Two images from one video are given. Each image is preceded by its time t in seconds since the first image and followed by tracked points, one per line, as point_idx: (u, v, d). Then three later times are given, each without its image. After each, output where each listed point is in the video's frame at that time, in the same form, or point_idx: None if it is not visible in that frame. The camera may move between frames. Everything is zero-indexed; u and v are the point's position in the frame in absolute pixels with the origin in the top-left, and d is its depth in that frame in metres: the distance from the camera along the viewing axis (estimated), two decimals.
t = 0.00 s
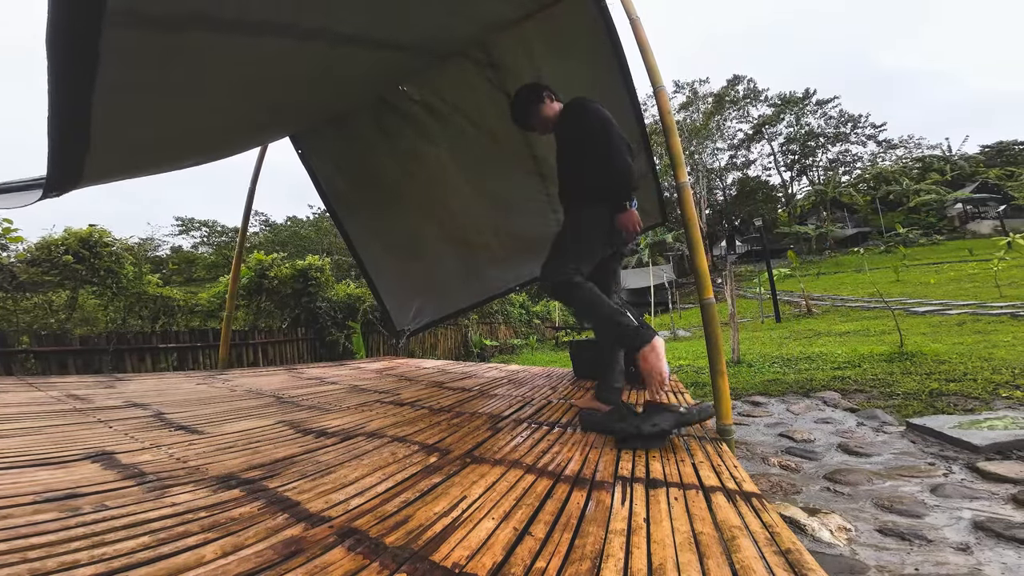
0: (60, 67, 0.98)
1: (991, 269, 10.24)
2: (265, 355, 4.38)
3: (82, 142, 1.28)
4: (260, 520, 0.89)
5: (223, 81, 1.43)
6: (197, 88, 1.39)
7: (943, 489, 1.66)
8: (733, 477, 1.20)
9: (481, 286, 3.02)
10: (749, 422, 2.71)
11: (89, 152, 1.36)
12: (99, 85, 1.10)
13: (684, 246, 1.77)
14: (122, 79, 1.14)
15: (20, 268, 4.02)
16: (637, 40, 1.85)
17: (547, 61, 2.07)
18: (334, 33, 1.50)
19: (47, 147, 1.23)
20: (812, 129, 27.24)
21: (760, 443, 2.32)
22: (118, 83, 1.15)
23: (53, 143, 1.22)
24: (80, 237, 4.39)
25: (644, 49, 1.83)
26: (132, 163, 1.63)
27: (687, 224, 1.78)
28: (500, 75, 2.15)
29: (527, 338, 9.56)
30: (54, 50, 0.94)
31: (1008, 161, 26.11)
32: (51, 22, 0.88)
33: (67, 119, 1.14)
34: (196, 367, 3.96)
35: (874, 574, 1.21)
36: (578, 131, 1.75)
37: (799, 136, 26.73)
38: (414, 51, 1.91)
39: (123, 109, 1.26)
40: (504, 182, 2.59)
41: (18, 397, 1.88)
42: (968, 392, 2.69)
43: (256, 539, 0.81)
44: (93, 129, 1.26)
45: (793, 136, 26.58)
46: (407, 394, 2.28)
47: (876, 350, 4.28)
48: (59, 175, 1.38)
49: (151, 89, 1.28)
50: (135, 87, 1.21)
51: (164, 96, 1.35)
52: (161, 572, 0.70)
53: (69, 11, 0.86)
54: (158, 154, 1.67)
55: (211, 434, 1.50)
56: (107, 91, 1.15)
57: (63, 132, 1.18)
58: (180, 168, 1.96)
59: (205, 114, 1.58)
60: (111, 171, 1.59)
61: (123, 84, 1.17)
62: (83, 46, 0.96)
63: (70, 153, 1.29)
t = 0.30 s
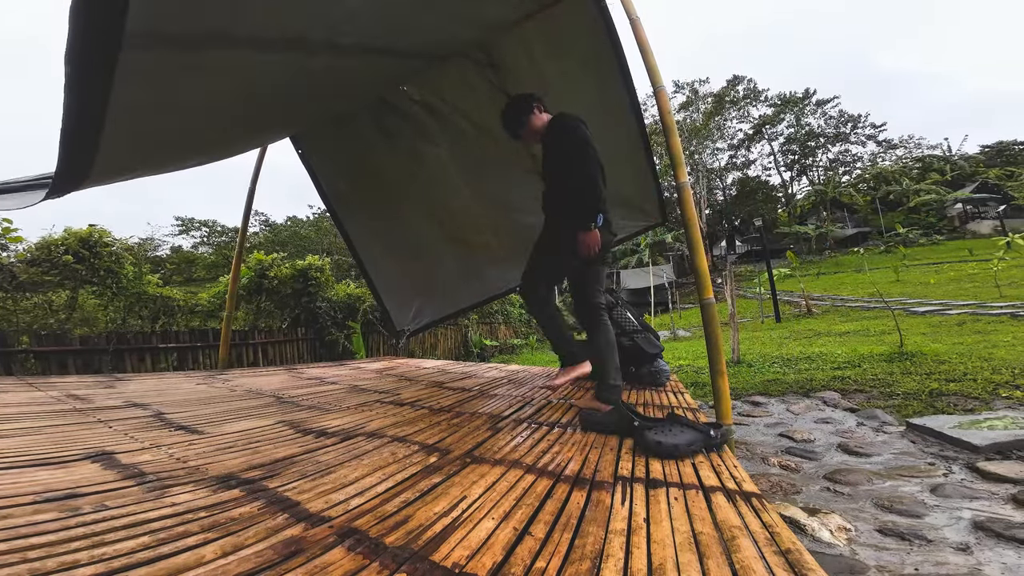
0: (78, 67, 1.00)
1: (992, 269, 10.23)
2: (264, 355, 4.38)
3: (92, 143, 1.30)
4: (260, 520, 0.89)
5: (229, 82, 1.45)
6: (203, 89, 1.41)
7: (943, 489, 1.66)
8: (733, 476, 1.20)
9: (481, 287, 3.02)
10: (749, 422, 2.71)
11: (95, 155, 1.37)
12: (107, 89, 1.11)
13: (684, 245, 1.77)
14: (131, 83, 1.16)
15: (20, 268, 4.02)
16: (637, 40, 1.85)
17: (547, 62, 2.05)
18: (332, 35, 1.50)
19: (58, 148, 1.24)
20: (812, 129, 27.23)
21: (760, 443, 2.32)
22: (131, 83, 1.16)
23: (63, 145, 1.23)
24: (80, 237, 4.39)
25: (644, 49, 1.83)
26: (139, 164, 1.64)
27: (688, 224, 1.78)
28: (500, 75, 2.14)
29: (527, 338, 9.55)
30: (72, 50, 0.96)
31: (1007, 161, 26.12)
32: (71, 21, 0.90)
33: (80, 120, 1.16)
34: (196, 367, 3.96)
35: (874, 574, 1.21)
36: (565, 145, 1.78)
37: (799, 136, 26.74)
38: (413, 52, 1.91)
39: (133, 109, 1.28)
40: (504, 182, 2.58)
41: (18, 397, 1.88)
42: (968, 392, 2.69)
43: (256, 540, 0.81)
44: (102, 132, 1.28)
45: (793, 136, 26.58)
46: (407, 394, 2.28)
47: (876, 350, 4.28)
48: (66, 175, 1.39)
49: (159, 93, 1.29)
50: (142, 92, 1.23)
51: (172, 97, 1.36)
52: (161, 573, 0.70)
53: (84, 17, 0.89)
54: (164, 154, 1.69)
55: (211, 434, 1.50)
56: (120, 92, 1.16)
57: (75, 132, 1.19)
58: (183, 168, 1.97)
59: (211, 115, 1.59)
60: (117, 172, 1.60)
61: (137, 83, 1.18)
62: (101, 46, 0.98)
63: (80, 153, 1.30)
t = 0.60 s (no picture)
0: (91, 67, 1.01)
1: (992, 269, 10.23)
2: (264, 355, 4.38)
3: (99, 142, 1.31)
4: (260, 520, 0.89)
5: (232, 84, 1.46)
6: (205, 90, 1.42)
7: (943, 489, 1.66)
8: (733, 476, 1.20)
9: (481, 288, 3.01)
10: (749, 422, 2.71)
11: (98, 155, 1.38)
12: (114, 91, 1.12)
13: (685, 246, 1.77)
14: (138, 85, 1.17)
15: (20, 268, 4.00)
16: (637, 39, 1.85)
17: (548, 61, 2.04)
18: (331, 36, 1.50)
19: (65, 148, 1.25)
20: (812, 129, 27.21)
21: (760, 443, 2.32)
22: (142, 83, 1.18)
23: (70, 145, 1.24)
24: (80, 237, 4.38)
25: (644, 49, 1.83)
26: (141, 164, 1.65)
27: (687, 223, 1.78)
28: (500, 74, 2.13)
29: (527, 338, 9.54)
30: (89, 50, 0.97)
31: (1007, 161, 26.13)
32: (89, 22, 0.91)
33: (88, 120, 1.17)
34: (196, 368, 3.96)
35: (874, 574, 1.21)
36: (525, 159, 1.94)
37: (799, 136, 26.73)
38: (413, 52, 1.91)
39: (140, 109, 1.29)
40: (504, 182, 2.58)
41: (18, 397, 1.88)
42: (968, 392, 2.69)
43: (256, 539, 0.81)
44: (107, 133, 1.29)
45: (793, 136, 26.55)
46: (406, 394, 2.28)
47: (876, 349, 4.28)
48: (70, 174, 1.40)
49: (164, 94, 1.30)
50: (148, 94, 1.24)
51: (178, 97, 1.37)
52: (160, 572, 0.70)
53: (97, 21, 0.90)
54: (167, 155, 1.70)
55: (211, 434, 1.50)
56: (131, 92, 1.18)
57: (83, 132, 1.20)
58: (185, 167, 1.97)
59: (214, 115, 1.60)
60: (119, 171, 1.61)
61: (148, 82, 1.20)
62: (116, 46, 1.00)
63: (87, 154, 1.32)
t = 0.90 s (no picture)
0: (95, 68, 1.01)
1: (991, 269, 10.24)
2: (264, 354, 4.38)
3: (101, 143, 1.31)
4: (259, 520, 0.89)
5: (233, 85, 1.46)
6: (207, 92, 1.42)
7: (943, 489, 1.66)
8: (733, 476, 1.20)
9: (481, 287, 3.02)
10: (748, 422, 2.71)
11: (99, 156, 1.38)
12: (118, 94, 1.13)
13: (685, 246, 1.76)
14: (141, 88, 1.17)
15: (19, 268, 3.96)
16: (637, 39, 1.86)
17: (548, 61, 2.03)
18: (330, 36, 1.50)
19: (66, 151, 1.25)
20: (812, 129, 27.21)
21: (760, 443, 2.32)
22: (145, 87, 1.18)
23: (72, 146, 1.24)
24: (80, 237, 4.36)
25: (644, 48, 1.83)
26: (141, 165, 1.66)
27: (688, 223, 1.78)
28: (500, 74, 2.12)
29: (527, 339, 9.54)
30: (93, 53, 0.97)
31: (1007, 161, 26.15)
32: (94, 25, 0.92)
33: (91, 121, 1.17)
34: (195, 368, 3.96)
35: (874, 573, 1.21)
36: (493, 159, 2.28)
37: (799, 137, 26.72)
38: (413, 52, 1.90)
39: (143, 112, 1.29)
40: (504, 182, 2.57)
41: (17, 397, 1.88)
42: (968, 393, 2.69)
43: (256, 540, 0.81)
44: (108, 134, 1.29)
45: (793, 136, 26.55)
46: (406, 394, 2.28)
47: (876, 349, 4.28)
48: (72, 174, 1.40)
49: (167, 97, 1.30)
50: (150, 97, 1.24)
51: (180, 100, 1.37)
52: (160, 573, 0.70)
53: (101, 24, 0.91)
54: (167, 156, 1.70)
55: (210, 434, 1.50)
56: (133, 95, 1.18)
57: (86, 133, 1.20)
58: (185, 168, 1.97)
59: (216, 116, 1.60)
60: (120, 172, 1.61)
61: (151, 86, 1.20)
62: (120, 49, 1.00)
63: (87, 156, 1.32)
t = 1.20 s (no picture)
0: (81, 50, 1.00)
1: (991, 269, 10.24)
2: (265, 354, 4.38)
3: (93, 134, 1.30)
4: (260, 520, 0.89)
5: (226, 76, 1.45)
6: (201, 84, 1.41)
7: (943, 489, 1.66)
8: (733, 476, 1.20)
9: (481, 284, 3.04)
10: (748, 422, 2.71)
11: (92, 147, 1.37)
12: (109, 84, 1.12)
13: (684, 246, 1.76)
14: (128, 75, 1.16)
15: (20, 268, 3.96)
16: (637, 39, 1.86)
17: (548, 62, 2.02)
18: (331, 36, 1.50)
19: (57, 145, 1.26)
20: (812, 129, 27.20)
21: (759, 443, 2.32)
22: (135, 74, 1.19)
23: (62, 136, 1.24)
24: (80, 237, 4.36)
25: (645, 49, 1.83)
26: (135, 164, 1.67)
27: (687, 223, 1.78)
28: (500, 75, 2.11)
29: (527, 339, 9.55)
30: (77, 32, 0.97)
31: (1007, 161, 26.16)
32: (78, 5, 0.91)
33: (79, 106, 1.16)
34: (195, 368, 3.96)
35: (874, 574, 1.21)
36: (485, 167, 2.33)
37: (799, 136, 26.72)
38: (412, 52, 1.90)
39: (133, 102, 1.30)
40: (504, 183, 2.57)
41: (17, 397, 1.88)
42: (968, 393, 2.69)
43: (257, 540, 0.81)
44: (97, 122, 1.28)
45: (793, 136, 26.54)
46: (406, 394, 2.28)
47: (876, 349, 4.28)
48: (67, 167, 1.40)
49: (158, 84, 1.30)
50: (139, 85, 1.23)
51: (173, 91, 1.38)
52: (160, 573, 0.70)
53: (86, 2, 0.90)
54: (161, 154, 1.71)
55: (211, 434, 1.50)
56: (121, 81, 1.17)
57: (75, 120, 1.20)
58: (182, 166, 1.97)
59: (211, 110, 1.59)
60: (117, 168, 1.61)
61: (140, 72, 1.20)
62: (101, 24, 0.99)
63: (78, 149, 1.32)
